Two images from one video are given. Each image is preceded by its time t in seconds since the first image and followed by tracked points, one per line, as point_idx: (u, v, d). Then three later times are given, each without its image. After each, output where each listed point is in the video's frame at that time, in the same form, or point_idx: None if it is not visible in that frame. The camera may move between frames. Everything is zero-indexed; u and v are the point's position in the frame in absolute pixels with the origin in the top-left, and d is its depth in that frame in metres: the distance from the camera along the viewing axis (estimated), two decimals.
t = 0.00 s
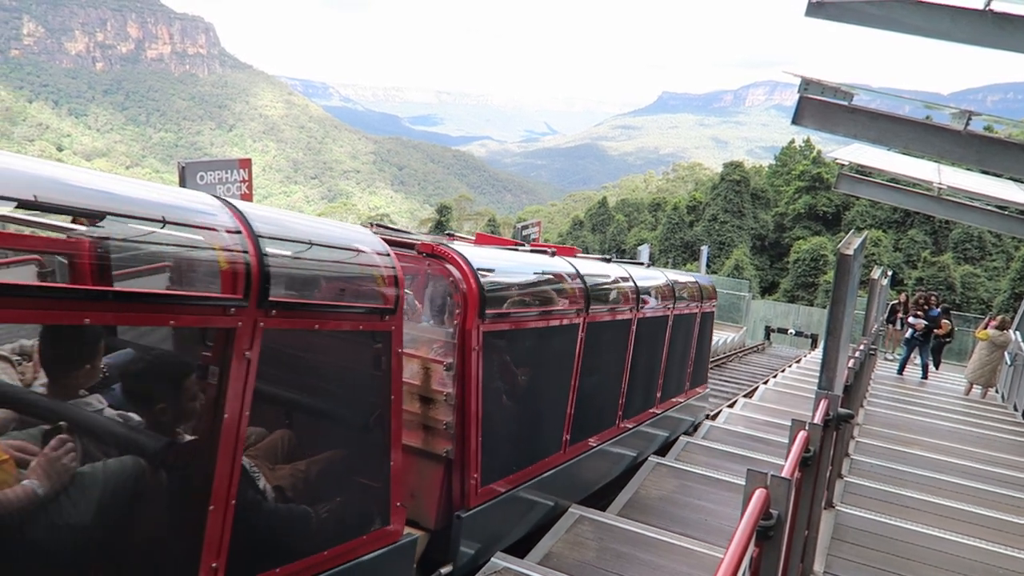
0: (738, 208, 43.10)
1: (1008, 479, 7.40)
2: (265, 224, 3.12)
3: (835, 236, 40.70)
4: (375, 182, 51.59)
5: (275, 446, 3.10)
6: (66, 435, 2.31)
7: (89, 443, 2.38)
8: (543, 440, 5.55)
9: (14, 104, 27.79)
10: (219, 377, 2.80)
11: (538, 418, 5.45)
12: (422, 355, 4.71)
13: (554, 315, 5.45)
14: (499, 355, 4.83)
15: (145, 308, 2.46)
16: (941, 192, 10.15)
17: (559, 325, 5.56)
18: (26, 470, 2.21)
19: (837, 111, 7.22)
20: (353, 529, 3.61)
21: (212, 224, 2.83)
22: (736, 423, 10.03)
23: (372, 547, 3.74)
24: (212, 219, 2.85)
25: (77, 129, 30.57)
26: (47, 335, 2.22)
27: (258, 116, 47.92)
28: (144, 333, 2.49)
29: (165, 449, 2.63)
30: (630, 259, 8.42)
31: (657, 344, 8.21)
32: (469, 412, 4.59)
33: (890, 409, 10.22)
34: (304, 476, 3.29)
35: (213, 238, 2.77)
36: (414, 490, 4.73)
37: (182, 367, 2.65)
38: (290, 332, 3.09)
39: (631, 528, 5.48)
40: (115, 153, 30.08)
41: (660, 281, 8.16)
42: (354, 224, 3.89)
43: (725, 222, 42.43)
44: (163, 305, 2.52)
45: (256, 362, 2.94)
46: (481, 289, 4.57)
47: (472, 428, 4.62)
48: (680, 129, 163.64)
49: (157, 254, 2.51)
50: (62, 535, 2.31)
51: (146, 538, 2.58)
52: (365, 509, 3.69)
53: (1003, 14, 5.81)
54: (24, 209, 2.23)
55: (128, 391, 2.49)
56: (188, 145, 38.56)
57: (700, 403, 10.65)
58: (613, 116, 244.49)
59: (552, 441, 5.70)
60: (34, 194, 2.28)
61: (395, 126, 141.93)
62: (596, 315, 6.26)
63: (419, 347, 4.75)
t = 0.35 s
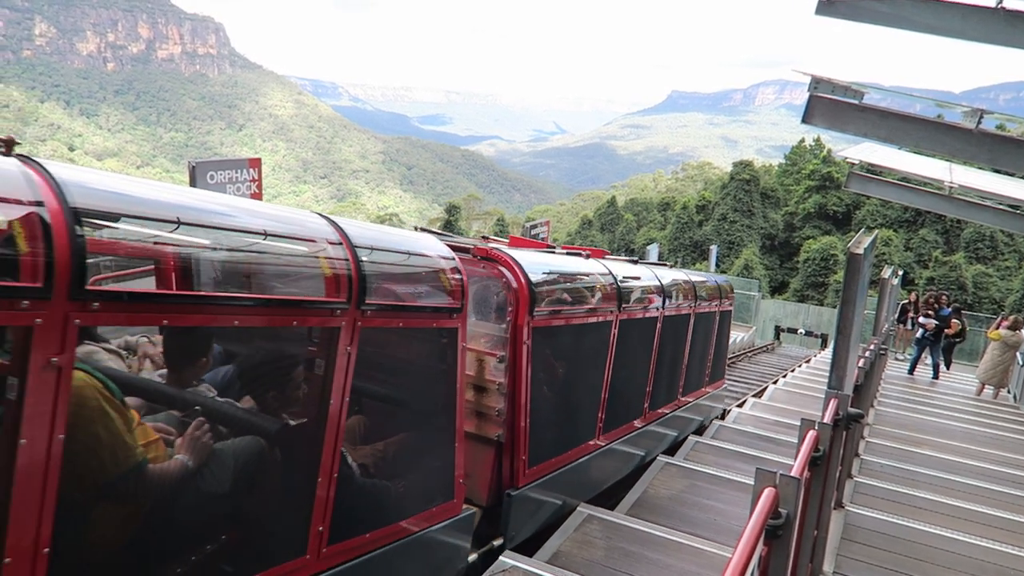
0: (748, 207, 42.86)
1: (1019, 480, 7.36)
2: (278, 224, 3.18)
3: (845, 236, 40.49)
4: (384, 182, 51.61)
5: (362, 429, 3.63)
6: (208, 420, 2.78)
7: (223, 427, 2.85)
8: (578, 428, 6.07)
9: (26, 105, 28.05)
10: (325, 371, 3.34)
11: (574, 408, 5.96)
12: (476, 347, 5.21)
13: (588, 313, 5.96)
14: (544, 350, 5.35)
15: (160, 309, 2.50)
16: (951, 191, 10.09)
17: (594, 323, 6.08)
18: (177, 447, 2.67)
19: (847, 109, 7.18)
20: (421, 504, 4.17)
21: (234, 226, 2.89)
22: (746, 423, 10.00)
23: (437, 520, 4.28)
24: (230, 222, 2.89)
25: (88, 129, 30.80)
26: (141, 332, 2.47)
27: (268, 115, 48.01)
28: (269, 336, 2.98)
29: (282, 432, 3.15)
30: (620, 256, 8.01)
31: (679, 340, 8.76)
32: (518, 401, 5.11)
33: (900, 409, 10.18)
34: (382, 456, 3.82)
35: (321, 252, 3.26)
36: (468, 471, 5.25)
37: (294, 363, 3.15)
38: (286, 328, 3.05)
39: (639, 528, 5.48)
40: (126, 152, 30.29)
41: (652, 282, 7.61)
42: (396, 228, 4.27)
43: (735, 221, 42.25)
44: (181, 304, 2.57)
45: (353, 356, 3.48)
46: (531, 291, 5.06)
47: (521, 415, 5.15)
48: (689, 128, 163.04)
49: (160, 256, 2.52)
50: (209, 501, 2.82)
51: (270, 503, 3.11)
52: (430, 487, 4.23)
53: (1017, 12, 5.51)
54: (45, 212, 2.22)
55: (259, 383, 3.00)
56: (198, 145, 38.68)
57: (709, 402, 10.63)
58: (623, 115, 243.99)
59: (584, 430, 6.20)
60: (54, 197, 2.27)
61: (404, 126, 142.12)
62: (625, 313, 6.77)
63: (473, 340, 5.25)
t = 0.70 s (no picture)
0: (758, 207, 42.69)
1: None
2: (292, 224, 3.20)
3: (856, 236, 40.27)
4: (393, 181, 51.64)
5: (429, 416, 4.06)
6: (308, 407, 3.21)
7: (320, 413, 3.28)
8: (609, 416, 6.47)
9: (38, 103, 28.29)
10: (403, 364, 3.77)
11: (605, 398, 6.38)
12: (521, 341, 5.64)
13: (619, 310, 6.37)
14: (583, 343, 5.79)
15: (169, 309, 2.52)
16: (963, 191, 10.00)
17: (626, 320, 6.54)
18: (283, 428, 3.10)
19: (859, 108, 7.11)
20: (478, 483, 4.62)
21: (252, 227, 2.94)
22: (754, 423, 9.97)
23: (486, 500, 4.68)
24: (242, 222, 2.91)
25: (99, 128, 31.02)
26: (237, 331, 2.80)
27: (278, 114, 48.10)
28: (358, 333, 3.41)
29: (367, 417, 3.58)
30: (642, 257, 8.24)
31: (700, 333, 9.20)
32: (560, 392, 5.54)
33: (910, 411, 10.11)
34: (446, 438, 4.24)
35: (398, 257, 3.67)
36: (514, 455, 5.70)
37: (375, 357, 3.56)
38: (301, 327, 3.07)
39: (647, 527, 5.47)
40: (136, 150, 30.49)
41: (675, 281, 8.01)
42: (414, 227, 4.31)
43: (744, 221, 42.08)
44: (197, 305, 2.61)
45: (426, 350, 3.92)
46: (573, 288, 5.52)
47: (561, 405, 5.57)
48: (699, 128, 162.48)
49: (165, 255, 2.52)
50: (310, 478, 3.26)
51: (357, 481, 3.55)
52: (486, 467, 4.69)
53: None
54: (57, 216, 2.24)
55: (349, 374, 3.42)
56: (208, 144, 38.88)
57: (718, 401, 10.61)
58: (633, 114, 243.44)
59: (614, 419, 6.61)
60: (64, 202, 2.30)
61: (414, 125, 142.34)
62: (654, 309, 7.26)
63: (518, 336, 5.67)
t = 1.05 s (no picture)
0: (766, 207, 42.56)
1: None
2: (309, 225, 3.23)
3: (864, 236, 40.09)
4: (400, 180, 51.67)
5: (483, 406, 4.50)
6: (383, 396, 3.63)
7: (394, 403, 3.71)
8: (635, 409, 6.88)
9: (48, 103, 28.51)
10: (463, 358, 4.22)
11: (632, 389, 6.82)
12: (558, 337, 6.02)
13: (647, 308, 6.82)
14: (616, 338, 6.25)
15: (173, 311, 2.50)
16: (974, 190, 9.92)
17: (652, 316, 7.01)
18: (363, 416, 3.52)
19: (867, 108, 7.12)
20: (527, 469, 5.09)
21: (268, 230, 2.97)
22: (763, 423, 9.94)
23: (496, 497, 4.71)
24: (260, 226, 2.94)
25: (108, 129, 31.21)
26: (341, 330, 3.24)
27: (286, 114, 48.20)
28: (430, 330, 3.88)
29: (432, 406, 4.03)
30: (664, 257, 8.52)
31: (718, 331, 9.68)
32: (595, 384, 5.97)
33: (919, 411, 10.06)
34: (498, 427, 4.70)
35: (460, 263, 4.15)
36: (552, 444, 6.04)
37: (438, 353, 4.00)
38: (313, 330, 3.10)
39: (655, 527, 5.46)
40: (146, 150, 30.69)
41: (695, 281, 8.44)
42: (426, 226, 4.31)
43: (752, 221, 41.95)
44: (202, 308, 2.59)
45: (484, 347, 4.39)
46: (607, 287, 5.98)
47: (597, 397, 6.01)
48: (707, 127, 162.03)
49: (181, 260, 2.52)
50: (388, 458, 3.72)
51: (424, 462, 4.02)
52: (534, 454, 5.16)
53: None
54: (67, 221, 2.25)
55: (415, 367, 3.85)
56: (216, 144, 39.05)
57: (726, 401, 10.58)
58: (639, 114, 243.02)
59: (638, 411, 7.03)
60: (77, 206, 2.32)
61: (421, 124, 142.56)
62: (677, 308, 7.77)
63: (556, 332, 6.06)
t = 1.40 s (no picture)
0: (776, 206, 42.45)
1: None
2: (319, 229, 3.32)
3: (874, 235, 39.88)
4: (409, 179, 51.73)
5: (533, 396, 4.94)
6: (445, 388, 4.03)
7: (456, 394, 4.14)
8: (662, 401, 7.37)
9: (60, 102, 28.70)
10: (516, 352, 4.65)
11: (659, 382, 7.28)
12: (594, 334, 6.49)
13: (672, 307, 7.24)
14: (647, 335, 6.73)
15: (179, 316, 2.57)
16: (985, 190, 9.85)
17: (677, 315, 7.46)
18: (431, 404, 3.96)
19: (877, 107, 7.12)
20: (571, 455, 5.54)
21: (276, 233, 3.04)
22: (772, 423, 9.90)
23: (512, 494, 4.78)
24: (271, 230, 3.03)
25: (120, 128, 31.40)
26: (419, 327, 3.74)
27: (295, 113, 48.35)
28: (489, 329, 4.34)
29: (490, 396, 4.47)
30: (687, 259, 9.06)
31: (737, 329, 10.20)
32: (626, 379, 6.44)
33: (930, 411, 10.00)
34: (545, 417, 5.13)
35: (513, 268, 4.60)
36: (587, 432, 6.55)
37: (492, 348, 4.41)
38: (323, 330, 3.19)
39: (662, 526, 5.46)
40: (157, 149, 30.83)
41: (716, 281, 8.99)
42: (435, 227, 4.38)
43: (762, 220, 41.82)
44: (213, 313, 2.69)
45: (535, 342, 4.83)
46: (639, 288, 6.40)
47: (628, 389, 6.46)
48: (716, 126, 161.49)
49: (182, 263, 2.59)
50: (454, 441, 4.20)
51: (485, 446, 4.49)
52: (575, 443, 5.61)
53: None
54: (82, 224, 2.33)
55: (472, 361, 4.28)
56: (226, 143, 39.25)
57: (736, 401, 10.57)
58: (648, 113, 242.70)
59: (665, 403, 7.49)
60: (91, 212, 2.40)
61: (430, 123, 142.61)
62: (700, 307, 8.28)
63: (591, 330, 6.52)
